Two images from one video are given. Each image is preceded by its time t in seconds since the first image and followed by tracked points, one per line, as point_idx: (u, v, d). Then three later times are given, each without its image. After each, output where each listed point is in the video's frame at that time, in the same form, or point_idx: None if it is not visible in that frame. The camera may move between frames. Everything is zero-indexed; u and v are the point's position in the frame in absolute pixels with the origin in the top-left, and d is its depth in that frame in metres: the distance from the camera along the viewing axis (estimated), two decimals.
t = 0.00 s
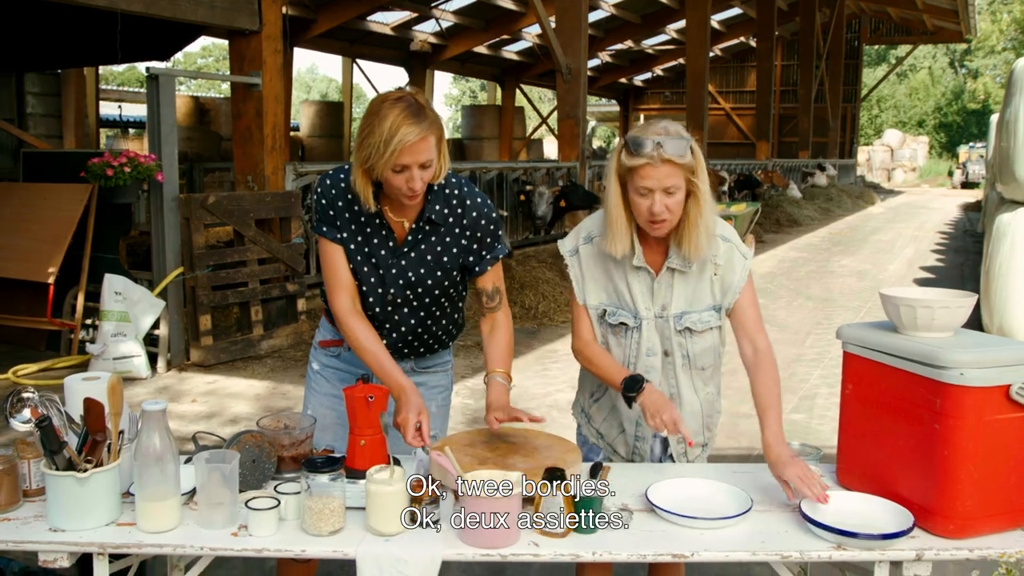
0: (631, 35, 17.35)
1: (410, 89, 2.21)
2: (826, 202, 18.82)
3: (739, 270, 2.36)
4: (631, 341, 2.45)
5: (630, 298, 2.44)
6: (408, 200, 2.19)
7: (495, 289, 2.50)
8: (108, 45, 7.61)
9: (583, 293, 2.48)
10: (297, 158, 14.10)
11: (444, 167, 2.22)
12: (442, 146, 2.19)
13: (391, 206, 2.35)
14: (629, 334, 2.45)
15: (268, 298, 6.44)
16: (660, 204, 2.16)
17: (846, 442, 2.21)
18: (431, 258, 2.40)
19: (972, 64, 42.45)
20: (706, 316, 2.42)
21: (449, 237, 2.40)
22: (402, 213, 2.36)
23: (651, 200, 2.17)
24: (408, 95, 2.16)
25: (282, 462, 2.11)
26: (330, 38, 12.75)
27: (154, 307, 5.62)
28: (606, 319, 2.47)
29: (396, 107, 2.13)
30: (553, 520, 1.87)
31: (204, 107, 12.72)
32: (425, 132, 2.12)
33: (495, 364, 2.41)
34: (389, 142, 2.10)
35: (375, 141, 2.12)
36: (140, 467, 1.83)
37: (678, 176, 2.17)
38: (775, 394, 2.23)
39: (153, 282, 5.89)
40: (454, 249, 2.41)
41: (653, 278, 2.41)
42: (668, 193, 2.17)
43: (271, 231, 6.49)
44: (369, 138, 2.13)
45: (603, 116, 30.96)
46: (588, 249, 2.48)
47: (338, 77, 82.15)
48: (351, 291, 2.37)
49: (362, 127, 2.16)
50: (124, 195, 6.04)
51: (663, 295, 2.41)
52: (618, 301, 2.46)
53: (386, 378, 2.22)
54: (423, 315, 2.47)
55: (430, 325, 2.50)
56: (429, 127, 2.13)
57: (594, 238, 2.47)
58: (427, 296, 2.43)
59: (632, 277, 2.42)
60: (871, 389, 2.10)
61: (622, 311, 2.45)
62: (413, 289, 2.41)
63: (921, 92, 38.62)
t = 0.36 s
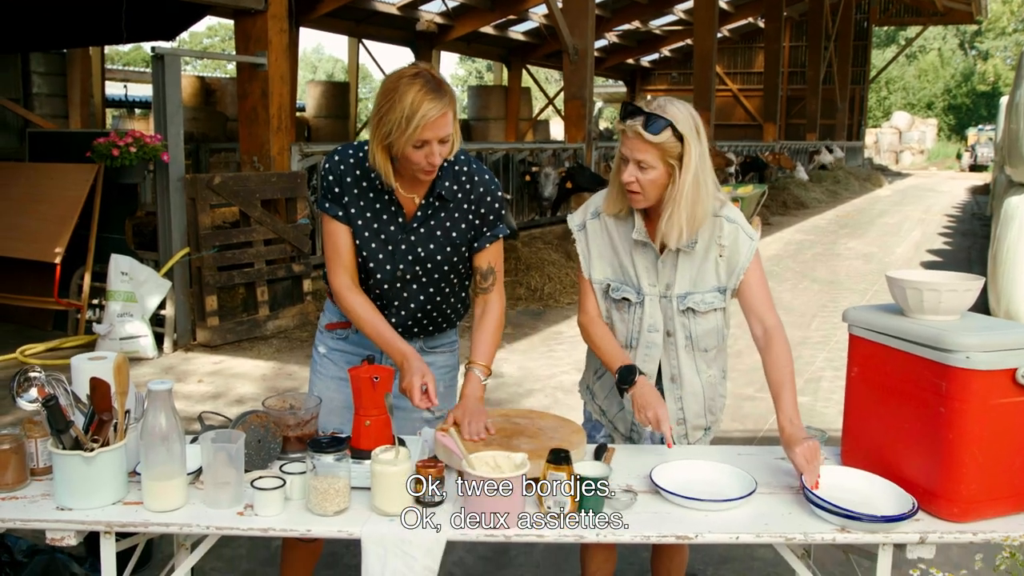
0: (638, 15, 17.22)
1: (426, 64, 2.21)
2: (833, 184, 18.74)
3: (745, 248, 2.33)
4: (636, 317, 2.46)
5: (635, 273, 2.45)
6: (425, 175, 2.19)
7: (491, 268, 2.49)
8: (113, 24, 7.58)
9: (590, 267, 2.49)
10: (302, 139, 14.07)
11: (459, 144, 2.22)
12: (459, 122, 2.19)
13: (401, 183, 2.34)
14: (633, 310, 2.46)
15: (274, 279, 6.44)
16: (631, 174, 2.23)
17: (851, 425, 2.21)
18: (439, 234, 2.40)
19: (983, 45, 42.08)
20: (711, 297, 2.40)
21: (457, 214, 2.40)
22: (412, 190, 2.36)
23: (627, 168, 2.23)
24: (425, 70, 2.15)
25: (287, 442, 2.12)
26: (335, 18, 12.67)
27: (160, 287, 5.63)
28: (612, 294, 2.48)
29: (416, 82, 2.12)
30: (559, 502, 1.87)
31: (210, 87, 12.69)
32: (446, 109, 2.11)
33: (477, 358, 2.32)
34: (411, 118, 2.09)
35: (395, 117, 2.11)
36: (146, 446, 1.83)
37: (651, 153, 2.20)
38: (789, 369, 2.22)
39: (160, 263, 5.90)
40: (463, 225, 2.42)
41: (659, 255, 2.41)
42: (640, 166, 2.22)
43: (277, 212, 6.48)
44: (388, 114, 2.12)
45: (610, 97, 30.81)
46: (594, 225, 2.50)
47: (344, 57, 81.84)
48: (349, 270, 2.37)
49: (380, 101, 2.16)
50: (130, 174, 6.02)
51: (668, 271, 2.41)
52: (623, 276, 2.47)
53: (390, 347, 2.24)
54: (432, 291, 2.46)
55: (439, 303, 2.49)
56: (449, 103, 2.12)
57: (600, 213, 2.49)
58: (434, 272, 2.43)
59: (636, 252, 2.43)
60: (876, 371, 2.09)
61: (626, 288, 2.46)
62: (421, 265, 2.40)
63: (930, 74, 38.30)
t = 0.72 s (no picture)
0: (646, 20, 17.23)
1: (436, 67, 2.21)
2: (842, 189, 18.69)
3: (754, 249, 2.34)
4: (659, 323, 2.44)
5: (656, 279, 2.43)
6: (437, 176, 2.19)
7: (510, 267, 2.51)
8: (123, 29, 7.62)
9: (611, 278, 2.45)
10: (311, 143, 14.11)
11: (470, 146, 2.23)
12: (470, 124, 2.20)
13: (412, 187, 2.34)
14: (659, 315, 2.44)
15: (283, 283, 6.46)
16: (648, 185, 2.21)
17: (861, 432, 2.20)
18: (450, 236, 2.40)
19: (993, 50, 41.91)
20: (722, 299, 2.40)
21: (467, 216, 2.40)
22: (422, 193, 2.36)
23: (642, 180, 2.22)
24: (435, 72, 2.17)
25: (297, 447, 2.12)
26: (344, 23, 12.71)
27: (170, 291, 5.69)
28: (638, 299, 2.46)
29: (427, 84, 2.13)
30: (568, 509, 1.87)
31: (220, 91, 12.74)
32: (458, 109, 2.12)
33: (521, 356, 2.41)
34: (426, 118, 2.10)
35: (409, 117, 2.11)
36: (156, 452, 1.84)
37: (666, 161, 2.19)
38: (800, 374, 2.22)
39: (169, 267, 5.92)
40: (473, 228, 2.42)
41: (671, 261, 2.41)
42: (656, 176, 2.21)
43: (286, 216, 6.51)
44: (402, 115, 2.13)
45: (618, 102, 30.80)
46: (608, 235, 2.48)
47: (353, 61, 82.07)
48: (358, 274, 2.38)
49: (392, 103, 2.16)
50: (140, 179, 6.05)
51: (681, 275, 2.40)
52: (645, 282, 2.46)
53: (399, 351, 2.25)
54: (444, 294, 2.45)
55: (450, 305, 2.48)
56: (461, 103, 2.13)
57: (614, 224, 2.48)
58: (446, 274, 2.42)
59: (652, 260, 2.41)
60: (887, 379, 2.08)
61: (653, 292, 2.44)
62: (433, 267, 2.40)
63: (940, 78, 38.17)
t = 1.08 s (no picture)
0: (647, 34, 17.31)
1: (436, 79, 2.22)
2: (841, 204, 18.74)
3: (755, 257, 2.38)
4: (663, 332, 2.44)
5: (658, 287, 2.44)
6: (433, 185, 2.19)
7: (504, 280, 2.53)
8: (126, 38, 7.65)
9: (615, 292, 2.44)
10: (311, 153, 14.14)
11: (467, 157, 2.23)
12: (468, 132, 2.20)
13: (413, 199, 2.35)
14: (663, 323, 2.44)
15: (281, 293, 6.46)
16: (651, 191, 2.21)
17: (858, 448, 2.20)
18: (455, 247, 2.40)
19: (991, 67, 42.08)
20: (725, 305, 2.42)
21: (471, 227, 2.41)
22: (423, 205, 2.37)
23: (644, 187, 2.22)
24: (435, 82, 2.17)
25: (293, 457, 2.12)
26: (346, 34, 12.75)
27: (169, 300, 5.68)
28: (642, 309, 2.45)
29: (425, 94, 2.13)
30: (564, 521, 1.86)
31: (221, 100, 12.77)
32: (454, 118, 2.12)
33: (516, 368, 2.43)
34: (421, 127, 2.10)
35: (405, 126, 2.12)
36: (152, 461, 1.84)
37: (669, 166, 2.20)
38: (793, 361, 2.28)
39: (168, 276, 5.91)
40: (477, 239, 2.43)
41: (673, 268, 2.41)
42: (659, 183, 2.21)
43: (285, 226, 6.51)
44: (398, 124, 2.13)
45: (618, 115, 30.89)
46: (610, 249, 2.47)
47: (353, 71, 82.34)
48: (363, 286, 2.37)
49: (389, 113, 2.17)
50: (140, 187, 6.05)
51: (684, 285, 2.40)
52: (649, 291, 2.45)
53: (412, 364, 2.26)
54: (445, 306, 2.46)
55: (451, 317, 2.49)
56: (457, 112, 2.13)
57: (613, 237, 2.47)
58: (449, 285, 2.43)
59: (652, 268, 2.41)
60: (884, 394, 2.09)
61: (656, 299, 2.44)
62: (436, 278, 2.40)
63: (939, 94, 38.29)
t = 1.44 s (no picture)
0: (647, 43, 17.38)
1: (436, 85, 2.23)
2: (840, 214, 18.77)
3: (752, 266, 2.37)
4: (627, 334, 2.47)
5: (623, 292, 2.48)
6: (431, 192, 2.20)
7: (505, 286, 2.52)
8: (127, 45, 7.67)
9: (591, 289, 2.55)
10: (311, 161, 14.16)
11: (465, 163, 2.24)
12: (466, 138, 2.21)
13: (413, 205, 2.37)
14: (627, 328, 2.46)
15: (281, 301, 6.46)
16: (651, 191, 2.23)
17: (858, 458, 2.20)
18: (456, 255, 2.41)
19: (990, 77, 42.19)
20: (721, 311, 2.39)
21: (473, 236, 2.42)
22: (426, 212, 2.39)
23: (644, 186, 2.24)
24: (434, 88, 2.18)
25: (293, 465, 2.12)
26: (347, 42, 12.78)
27: (168, 306, 5.65)
28: (605, 313, 2.50)
29: (423, 99, 2.14)
30: (564, 530, 1.86)
31: (221, 107, 12.80)
32: (450, 124, 2.13)
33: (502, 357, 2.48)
34: (416, 132, 2.11)
35: (401, 131, 2.13)
36: (153, 467, 1.84)
37: (668, 166, 2.21)
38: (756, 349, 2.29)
39: (167, 283, 5.91)
40: (477, 246, 2.43)
41: (659, 274, 2.42)
42: (658, 182, 2.23)
43: (285, 233, 6.52)
44: (394, 129, 2.14)
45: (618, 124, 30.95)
46: (599, 247, 2.54)
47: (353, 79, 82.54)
48: (351, 291, 2.39)
49: (386, 118, 2.18)
50: (140, 195, 6.06)
51: (675, 289, 2.41)
52: (615, 296, 2.49)
53: (388, 350, 2.28)
54: (446, 313, 2.46)
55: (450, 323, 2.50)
56: (455, 118, 2.14)
57: (606, 236, 2.53)
58: (450, 293, 2.43)
59: (637, 269, 2.44)
60: (885, 404, 2.09)
61: (620, 306, 2.47)
62: (437, 287, 2.40)
63: (938, 105, 38.41)
